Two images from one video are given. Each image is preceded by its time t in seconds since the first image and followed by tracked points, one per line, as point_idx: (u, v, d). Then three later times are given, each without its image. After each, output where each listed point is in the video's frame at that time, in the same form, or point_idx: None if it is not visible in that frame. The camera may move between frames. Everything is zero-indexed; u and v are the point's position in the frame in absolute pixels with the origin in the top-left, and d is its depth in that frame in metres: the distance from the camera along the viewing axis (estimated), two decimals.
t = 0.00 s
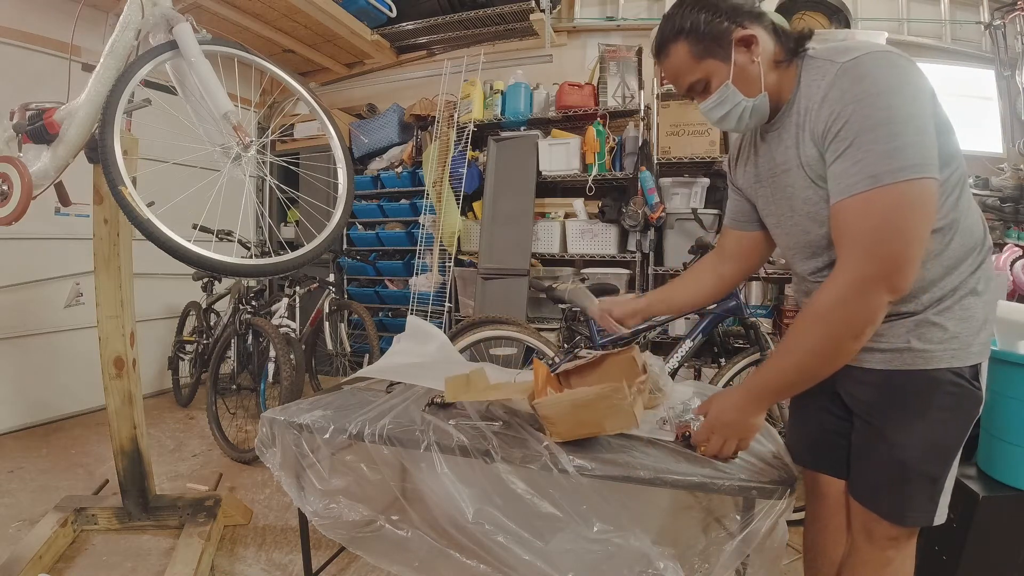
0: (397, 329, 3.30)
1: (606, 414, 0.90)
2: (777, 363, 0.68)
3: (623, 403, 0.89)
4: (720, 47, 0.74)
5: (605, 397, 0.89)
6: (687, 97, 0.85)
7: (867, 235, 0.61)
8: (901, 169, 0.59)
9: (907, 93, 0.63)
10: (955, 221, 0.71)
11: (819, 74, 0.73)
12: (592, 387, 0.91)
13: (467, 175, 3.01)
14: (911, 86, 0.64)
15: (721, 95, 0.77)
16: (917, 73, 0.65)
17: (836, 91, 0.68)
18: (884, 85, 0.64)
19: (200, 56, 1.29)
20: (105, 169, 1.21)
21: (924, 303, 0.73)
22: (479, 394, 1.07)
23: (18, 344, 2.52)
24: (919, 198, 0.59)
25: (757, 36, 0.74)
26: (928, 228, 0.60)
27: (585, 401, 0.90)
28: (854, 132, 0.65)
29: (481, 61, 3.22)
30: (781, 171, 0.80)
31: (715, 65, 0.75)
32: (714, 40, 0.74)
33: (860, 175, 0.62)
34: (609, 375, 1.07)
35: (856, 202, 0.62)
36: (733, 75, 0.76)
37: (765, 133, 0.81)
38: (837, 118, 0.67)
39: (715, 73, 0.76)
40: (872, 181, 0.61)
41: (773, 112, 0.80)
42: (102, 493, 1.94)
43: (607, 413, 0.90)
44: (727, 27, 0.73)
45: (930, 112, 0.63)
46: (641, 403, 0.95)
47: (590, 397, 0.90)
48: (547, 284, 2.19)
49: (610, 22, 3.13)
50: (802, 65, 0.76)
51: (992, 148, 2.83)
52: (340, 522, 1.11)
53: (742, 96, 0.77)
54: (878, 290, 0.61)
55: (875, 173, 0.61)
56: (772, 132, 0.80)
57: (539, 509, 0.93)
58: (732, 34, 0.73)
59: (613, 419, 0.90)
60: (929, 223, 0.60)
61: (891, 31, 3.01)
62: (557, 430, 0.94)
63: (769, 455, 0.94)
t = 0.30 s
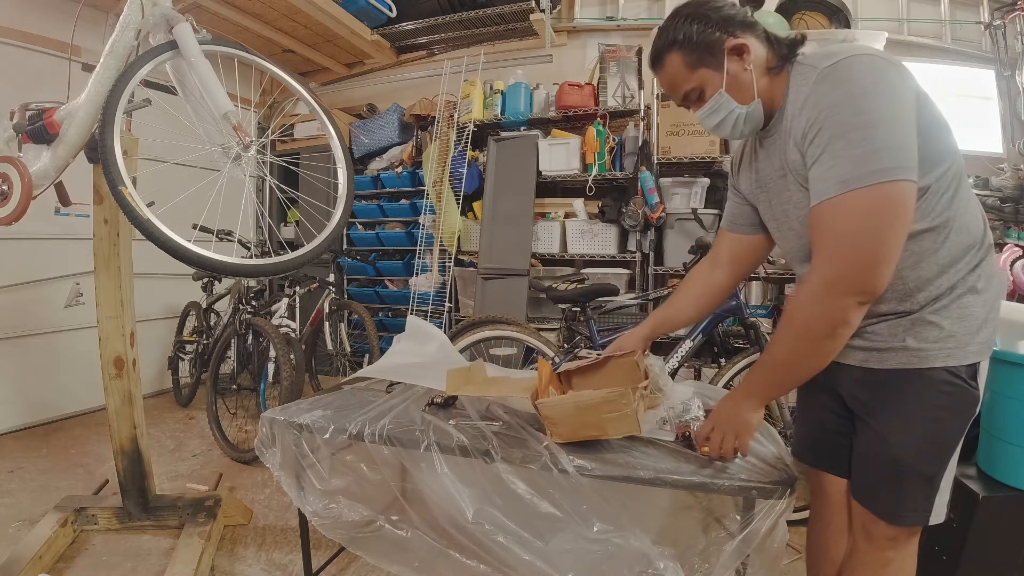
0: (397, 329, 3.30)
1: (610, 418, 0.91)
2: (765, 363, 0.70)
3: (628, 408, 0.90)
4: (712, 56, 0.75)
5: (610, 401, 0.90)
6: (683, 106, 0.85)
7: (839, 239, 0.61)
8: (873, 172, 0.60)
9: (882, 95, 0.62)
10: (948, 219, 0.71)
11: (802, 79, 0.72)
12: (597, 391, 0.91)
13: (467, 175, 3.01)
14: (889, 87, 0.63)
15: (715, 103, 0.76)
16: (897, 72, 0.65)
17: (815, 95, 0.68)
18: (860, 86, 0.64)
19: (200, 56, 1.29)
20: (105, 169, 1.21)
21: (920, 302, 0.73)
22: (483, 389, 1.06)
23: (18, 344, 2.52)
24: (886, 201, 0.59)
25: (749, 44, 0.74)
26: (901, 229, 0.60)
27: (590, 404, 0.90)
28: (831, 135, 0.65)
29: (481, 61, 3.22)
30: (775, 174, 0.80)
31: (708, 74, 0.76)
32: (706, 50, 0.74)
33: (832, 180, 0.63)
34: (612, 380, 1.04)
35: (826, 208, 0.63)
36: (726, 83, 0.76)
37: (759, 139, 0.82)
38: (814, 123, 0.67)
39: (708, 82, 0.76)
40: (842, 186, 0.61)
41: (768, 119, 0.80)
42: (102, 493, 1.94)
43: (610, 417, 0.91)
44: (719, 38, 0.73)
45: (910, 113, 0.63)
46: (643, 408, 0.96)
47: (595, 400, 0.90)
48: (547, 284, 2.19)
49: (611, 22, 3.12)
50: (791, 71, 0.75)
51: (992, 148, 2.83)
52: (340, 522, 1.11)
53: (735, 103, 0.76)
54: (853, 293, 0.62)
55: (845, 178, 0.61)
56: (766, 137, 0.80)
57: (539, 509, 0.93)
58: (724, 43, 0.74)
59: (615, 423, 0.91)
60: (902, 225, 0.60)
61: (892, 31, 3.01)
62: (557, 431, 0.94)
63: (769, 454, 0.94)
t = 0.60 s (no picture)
0: (397, 329, 3.30)
1: (609, 416, 0.91)
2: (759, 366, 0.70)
3: (626, 406, 0.90)
4: (714, 54, 0.74)
5: (608, 400, 0.90)
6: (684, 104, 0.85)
7: (829, 246, 0.61)
8: (866, 180, 0.60)
9: (876, 102, 0.62)
10: (947, 222, 0.71)
11: (802, 81, 0.72)
12: (595, 390, 0.91)
13: (467, 175, 3.01)
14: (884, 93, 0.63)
15: (717, 101, 0.76)
16: (893, 76, 0.65)
17: (810, 100, 0.68)
18: (854, 93, 0.63)
19: (200, 56, 1.29)
20: (105, 169, 1.21)
21: (921, 303, 0.73)
22: (484, 391, 1.07)
23: (18, 344, 2.52)
24: (873, 210, 0.59)
25: (751, 44, 0.74)
26: (888, 236, 0.60)
27: (588, 403, 0.91)
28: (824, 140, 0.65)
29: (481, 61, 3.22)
30: (776, 174, 0.80)
31: (710, 73, 0.76)
32: (708, 48, 0.74)
33: (820, 187, 0.63)
34: (611, 377, 1.07)
35: (814, 214, 0.63)
36: (728, 82, 0.76)
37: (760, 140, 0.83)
38: (807, 129, 0.67)
39: (710, 80, 0.76)
40: (830, 193, 0.62)
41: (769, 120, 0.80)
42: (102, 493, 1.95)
43: (609, 415, 0.91)
44: (721, 37, 0.73)
45: (905, 119, 0.62)
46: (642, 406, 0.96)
47: (593, 399, 0.90)
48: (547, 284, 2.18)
49: (611, 21, 3.12)
50: (792, 72, 0.75)
51: (992, 148, 2.82)
52: (341, 521, 1.11)
53: (737, 102, 0.77)
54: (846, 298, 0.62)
55: (832, 186, 0.62)
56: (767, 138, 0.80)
57: (539, 509, 0.93)
58: (726, 42, 0.74)
59: (614, 420, 0.91)
60: (889, 232, 0.60)
61: (892, 31, 3.01)
62: (558, 432, 0.95)
63: (769, 454, 0.94)
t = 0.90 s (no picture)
0: (397, 329, 3.30)
1: (608, 415, 0.91)
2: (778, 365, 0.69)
3: (624, 405, 0.90)
4: (722, 45, 0.74)
5: (607, 399, 0.90)
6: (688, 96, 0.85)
7: (845, 242, 0.61)
8: (881, 175, 0.59)
9: (889, 97, 0.62)
10: (950, 222, 0.71)
11: (811, 77, 0.72)
12: (594, 389, 0.91)
13: (467, 175, 3.01)
14: (897, 89, 0.63)
15: (723, 92, 0.77)
16: (904, 73, 0.65)
17: (822, 96, 0.68)
18: (869, 88, 0.63)
19: (200, 56, 1.29)
20: (105, 169, 1.21)
21: (922, 303, 0.73)
22: (481, 393, 1.06)
23: (18, 344, 2.52)
24: (892, 203, 0.59)
25: (760, 36, 0.74)
26: (907, 230, 0.60)
27: (587, 403, 0.91)
28: (838, 136, 0.64)
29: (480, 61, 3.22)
30: (780, 171, 0.80)
31: (717, 63, 0.76)
32: (718, 38, 0.74)
33: (837, 182, 0.63)
34: (608, 377, 1.09)
35: (832, 209, 0.63)
36: (734, 73, 0.76)
37: (764, 137, 0.82)
38: (821, 124, 0.67)
39: (717, 71, 0.76)
40: (848, 187, 0.61)
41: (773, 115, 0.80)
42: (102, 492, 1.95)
43: (607, 414, 0.91)
44: (731, 27, 0.73)
45: (917, 115, 0.62)
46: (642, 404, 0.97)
47: (592, 398, 0.90)
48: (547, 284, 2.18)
49: (610, 22, 3.12)
50: (799, 66, 0.75)
51: (991, 148, 2.82)
52: (340, 521, 1.11)
53: (743, 94, 0.77)
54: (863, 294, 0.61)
55: (850, 180, 0.61)
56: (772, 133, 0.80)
57: (539, 509, 0.93)
58: (735, 34, 0.74)
59: (613, 420, 0.91)
60: (908, 225, 0.60)
61: (892, 31, 3.01)
62: (559, 435, 0.95)
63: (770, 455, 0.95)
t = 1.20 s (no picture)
0: (397, 329, 3.30)
1: (609, 416, 0.91)
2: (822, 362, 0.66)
3: (626, 405, 0.90)
4: (740, 16, 0.73)
5: (609, 398, 0.90)
6: (694, 67, 0.83)
7: (890, 228, 0.60)
8: (922, 157, 0.58)
9: (920, 83, 0.62)
10: (961, 222, 0.71)
11: (831, 67, 0.72)
12: (596, 389, 0.92)
13: (468, 175, 3.01)
14: (924, 77, 0.63)
15: (731, 64, 0.75)
16: (927, 66, 0.65)
17: (849, 83, 0.68)
18: (898, 74, 0.63)
19: (200, 56, 1.29)
20: (105, 169, 1.21)
21: (931, 303, 0.72)
22: (480, 394, 1.05)
23: (19, 344, 2.52)
24: (937, 185, 0.58)
25: (778, 18, 0.74)
26: (949, 213, 0.59)
27: (589, 403, 0.91)
28: (868, 124, 0.63)
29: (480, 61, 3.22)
30: (792, 163, 0.78)
31: (730, 33, 0.74)
32: (737, 7, 0.72)
33: (880, 166, 0.61)
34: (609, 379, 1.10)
35: (877, 194, 0.61)
36: (747, 47, 0.74)
37: (775, 132, 0.82)
38: (851, 111, 0.66)
39: (729, 41, 0.74)
40: (892, 171, 0.60)
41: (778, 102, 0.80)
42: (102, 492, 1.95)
43: (609, 414, 0.91)
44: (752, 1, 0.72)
45: (942, 103, 0.63)
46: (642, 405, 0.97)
47: (593, 398, 0.91)
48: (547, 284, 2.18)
49: (610, 22, 3.12)
50: (814, 58, 0.75)
51: (991, 148, 2.82)
52: (340, 521, 1.11)
53: (750, 71, 0.75)
54: (904, 282, 0.60)
55: (895, 163, 0.60)
56: (784, 125, 0.79)
57: (539, 509, 0.93)
58: (756, 8, 0.73)
59: (614, 420, 0.91)
60: (950, 208, 0.59)
61: (892, 31, 3.01)
62: (559, 434, 0.94)
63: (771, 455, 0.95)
